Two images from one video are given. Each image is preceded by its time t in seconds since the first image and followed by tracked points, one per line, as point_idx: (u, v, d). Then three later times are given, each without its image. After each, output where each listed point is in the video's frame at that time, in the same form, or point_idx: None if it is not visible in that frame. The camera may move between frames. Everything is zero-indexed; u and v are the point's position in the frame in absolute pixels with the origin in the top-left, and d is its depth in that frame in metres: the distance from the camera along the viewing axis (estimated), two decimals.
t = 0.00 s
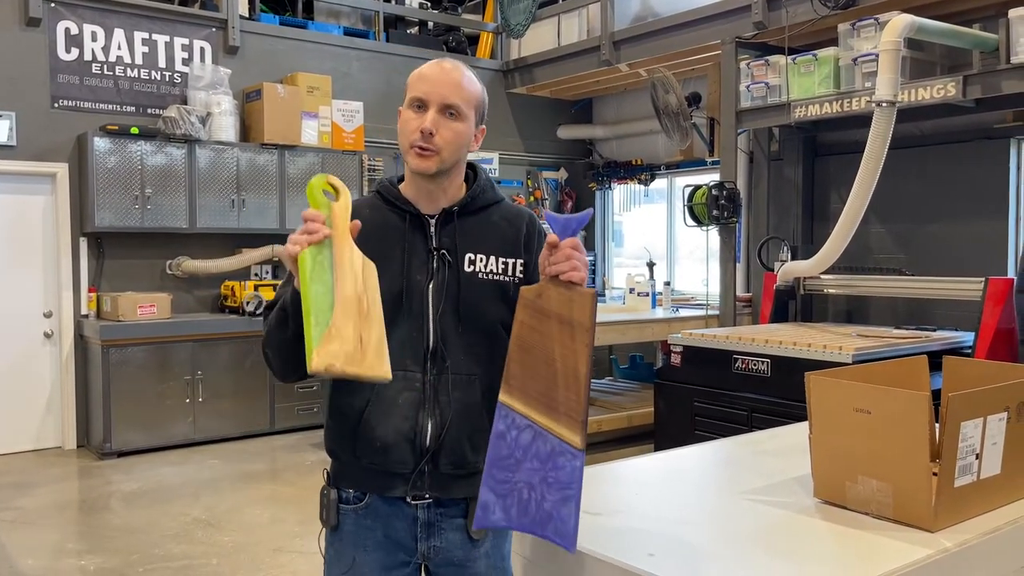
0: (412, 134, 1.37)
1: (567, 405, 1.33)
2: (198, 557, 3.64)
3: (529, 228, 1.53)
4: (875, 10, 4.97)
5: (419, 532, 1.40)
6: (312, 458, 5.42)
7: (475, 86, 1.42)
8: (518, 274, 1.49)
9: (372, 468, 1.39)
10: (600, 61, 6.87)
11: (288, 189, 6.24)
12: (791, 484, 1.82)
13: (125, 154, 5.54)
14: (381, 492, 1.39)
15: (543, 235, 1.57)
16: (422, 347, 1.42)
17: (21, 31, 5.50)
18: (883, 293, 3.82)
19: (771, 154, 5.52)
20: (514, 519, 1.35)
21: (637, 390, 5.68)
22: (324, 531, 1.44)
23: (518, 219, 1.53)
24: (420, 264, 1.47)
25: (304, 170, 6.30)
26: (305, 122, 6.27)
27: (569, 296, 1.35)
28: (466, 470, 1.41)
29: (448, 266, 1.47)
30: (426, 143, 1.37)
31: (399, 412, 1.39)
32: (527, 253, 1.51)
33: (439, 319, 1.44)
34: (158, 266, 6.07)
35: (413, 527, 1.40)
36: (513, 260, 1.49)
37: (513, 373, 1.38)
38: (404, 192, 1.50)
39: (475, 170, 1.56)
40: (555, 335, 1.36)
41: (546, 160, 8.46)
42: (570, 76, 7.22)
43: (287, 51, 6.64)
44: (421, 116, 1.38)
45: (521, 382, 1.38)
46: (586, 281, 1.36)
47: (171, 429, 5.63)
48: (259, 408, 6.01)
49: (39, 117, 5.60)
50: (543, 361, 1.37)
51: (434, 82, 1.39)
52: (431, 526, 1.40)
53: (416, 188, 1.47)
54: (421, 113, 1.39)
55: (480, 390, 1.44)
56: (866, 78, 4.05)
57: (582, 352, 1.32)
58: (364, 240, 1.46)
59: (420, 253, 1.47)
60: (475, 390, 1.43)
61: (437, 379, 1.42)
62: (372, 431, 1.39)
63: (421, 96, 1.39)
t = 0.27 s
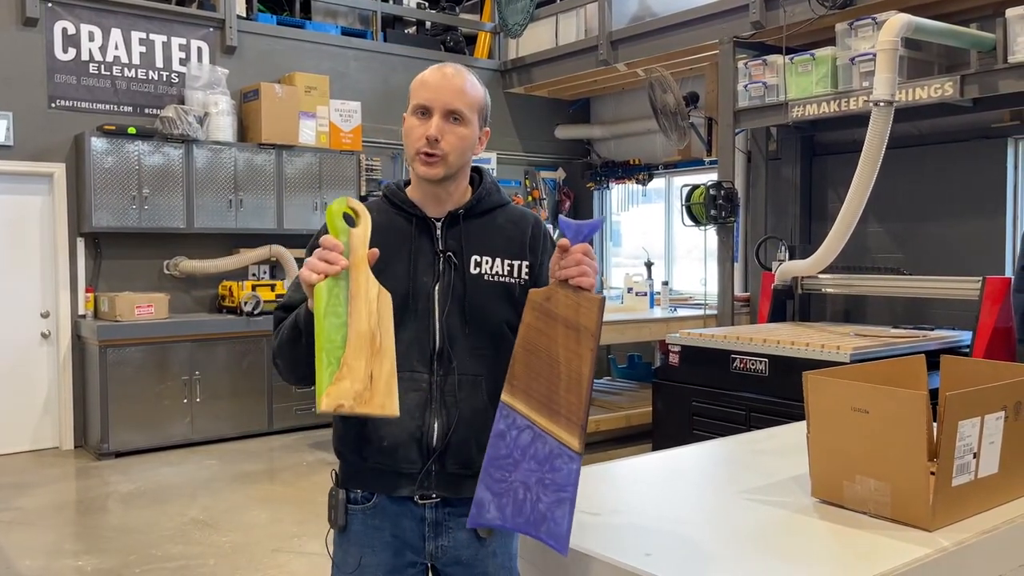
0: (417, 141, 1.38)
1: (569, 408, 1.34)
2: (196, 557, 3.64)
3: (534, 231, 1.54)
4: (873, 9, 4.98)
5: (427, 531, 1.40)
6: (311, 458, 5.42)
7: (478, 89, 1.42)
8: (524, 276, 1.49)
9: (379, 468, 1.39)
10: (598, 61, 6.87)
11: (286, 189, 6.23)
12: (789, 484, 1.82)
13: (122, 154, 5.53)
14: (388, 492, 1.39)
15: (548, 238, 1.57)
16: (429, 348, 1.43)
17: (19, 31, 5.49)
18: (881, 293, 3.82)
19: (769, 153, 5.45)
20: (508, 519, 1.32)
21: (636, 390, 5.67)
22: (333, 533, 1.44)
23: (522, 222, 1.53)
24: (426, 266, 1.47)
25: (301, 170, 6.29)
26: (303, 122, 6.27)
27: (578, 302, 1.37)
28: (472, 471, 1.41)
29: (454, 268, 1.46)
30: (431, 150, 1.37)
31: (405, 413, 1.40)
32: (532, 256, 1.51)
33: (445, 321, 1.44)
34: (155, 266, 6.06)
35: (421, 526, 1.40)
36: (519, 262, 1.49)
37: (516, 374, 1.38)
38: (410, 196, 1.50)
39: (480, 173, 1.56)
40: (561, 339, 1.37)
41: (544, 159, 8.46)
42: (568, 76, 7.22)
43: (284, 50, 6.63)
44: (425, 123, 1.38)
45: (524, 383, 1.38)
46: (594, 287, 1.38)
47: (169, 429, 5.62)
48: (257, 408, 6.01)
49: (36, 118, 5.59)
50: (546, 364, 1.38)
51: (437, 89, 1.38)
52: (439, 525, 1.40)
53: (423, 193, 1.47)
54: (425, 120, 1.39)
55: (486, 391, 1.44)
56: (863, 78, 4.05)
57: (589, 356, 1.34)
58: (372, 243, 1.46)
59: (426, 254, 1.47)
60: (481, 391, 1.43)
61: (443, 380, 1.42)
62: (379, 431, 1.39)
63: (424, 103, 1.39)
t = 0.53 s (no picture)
0: (421, 143, 1.37)
1: (565, 418, 1.31)
2: (195, 558, 3.63)
3: (538, 232, 1.54)
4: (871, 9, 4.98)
5: (431, 532, 1.39)
6: (309, 458, 5.41)
7: (478, 87, 1.41)
8: (528, 278, 1.49)
9: (384, 470, 1.39)
10: (596, 60, 6.87)
11: (284, 190, 6.23)
12: (789, 484, 1.82)
13: (120, 154, 5.52)
14: (393, 494, 1.39)
15: (551, 239, 1.57)
16: (433, 349, 1.42)
17: (16, 30, 5.48)
18: (880, 293, 3.82)
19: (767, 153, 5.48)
20: (504, 527, 1.31)
21: (634, 390, 5.67)
22: (336, 534, 1.44)
23: (526, 223, 1.53)
24: (430, 267, 1.46)
25: (299, 170, 6.28)
26: (301, 122, 6.26)
27: (577, 312, 1.34)
28: (477, 472, 1.41)
29: (459, 270, 1.46)
30: (436, 151, 1.37)
31: (409, 416, 1.39)
32: (536, 257, 1.51)
33: (449, 322, 1.44)
34: (153, 266, 6.05)
35: (425, 527, 1.39)
36: (523, 263, 1.49)
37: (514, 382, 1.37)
38: (414, 198, 1.49)
39: (484, 174, 1.55)
40: (559, 348, 1.34)
41: (542, 160, 8.46)
42: (567, 76, 7.22)
43: (282, 50, 6.62)
44: (428, 126, 1.37)
45: (523, 392, 1.36)
46: (593, 296, 1.35)
47: (167, 430, 5.61)
48: (255, 408, 6.00)
49: (33, 118, 5.58)
50: (544, 373, 1.35)
51: (440, 90, 1.37)
52: (443, 526, 1.40)
53: (428, 195, 1.46)
54: (428, 122, 1.37)
55: (491, 392, 1.44)
56: (862, 77, 4.05)
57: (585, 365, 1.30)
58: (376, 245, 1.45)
59: (431, 256, 1.47)
60: (486, 393, 1.43)
61: (448, 382, 1.42)
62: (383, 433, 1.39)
63: (426, 106, 1.37)
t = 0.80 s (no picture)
0: (423, 143, 1.36)
1: (564, 431, 1.27)
2: (194, 559, 3.63)
3: (540, 233, 1.53)
4: (870, 10, 4.99)
5: (431, 534, 1.40)
6: (308, 459, 5.40)
7: (477, 85, 1.40)
8: (529, 280, 1.48)
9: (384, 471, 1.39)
10: (595, 61, 6.86)
11: (283, 190, 6.22)
12: (788, 484, 1.82)
13: (119, 155, 5.52)
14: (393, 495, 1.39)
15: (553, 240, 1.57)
16: (434, 351, 1.43)
17: (14, 31, 5.48)
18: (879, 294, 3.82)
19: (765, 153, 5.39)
20: (512, 540, 1.32)
21: (633, 391, 5.67)
22: (337, 535, 1.43)
23: (528, 224, 1.53)
24: (431, 269, 1.46)
25: (298, 171, 6.28)
26: (300, 123, 6.26)
27: (572, 321, 1.31)
28: (477, 474, 1.41)
29: (459, 272, 1.46)
30: (438, 150, 1.36)
31: (410, 417, 1.40)
32: (538, 259, 1.51)
33: (450, 324, 1.44)
34: (151, 267, 6.05)
35: (426, 529, 1.40)
36: (524, 265, 1.48)
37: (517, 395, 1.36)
38: (415, 198, 1.49)
39: (486, 175, 1.55)
40: (557, 360, 1.31)
41: (541, 160, 8.46)
42: (565, 77, 7.22)
43: (281, 51, 6.62)
44: (430, 126, 1.36)
45: (526, 405, 1.35)
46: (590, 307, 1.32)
47: (165, 431, 5.61)
48: (253, 409, 5.99)
49: (32, 119, 5.58)
50: (545, 386, 1.32)
51: (438, 89, 1.37)
52: (443, 528, 1.40)
53: (429, 195, 1.45)
54: (429, 122, 1.37)
55: (491, 395, 1.43)
56: (860, 78, 4.06)
57: (579, 376, 1.26)
58: (377, 246, 1.45)
59: (432, 258, 1.47)
60: (487, 396, 1.43)
61: (448, 384, 1.42)
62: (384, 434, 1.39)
63: (426, 105, 1.37)
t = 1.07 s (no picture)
0: (421, 140, 1.36)
1: (537, 458, 1.25)
2: (192, 561, 3.62)
3: (532, 233, 1.54)
4: (868, 11, 4.99)
5: (429, 537, 1.39)
6: (307, 460, 5.40)
7: (470, 85, 1.42)
8: (524, 279, 1.48)
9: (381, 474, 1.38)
10: (594, 62, 6.86)
11: (282, 191, 6.22)
12: (788, 485, 1.82)
13: (117, 156, 5.51)
14: (390, 498, 1.38)
15: (546, 239, 1.57)
16: (430, 352, 1.42)
17: (13, 32, 5.47)
18: (879, 295, 3.83)
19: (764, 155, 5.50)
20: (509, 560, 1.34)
21: (632, 392, 5.67)
22: (333, 539, 1.43)
23: (521, 223, 1.53)
24: (426, 270, 1.46)
25: (297, 172, 6.28)
26: (298, 124, 6.25)
27: (543, 345, 1.28)
28: (475, 476, 1.40)
29: (455, 272, 1.46)
30: (437, 147, 1.36)
31: (407, 419, 1.39)
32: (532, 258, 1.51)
33: (446, 325, 1.43)
34: (150, 268, 6.04)
35: (423, 532, 1.40)
36: (518, 264, 1.49)
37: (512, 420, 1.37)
38: (409, 200, 1.48)
39: (478, 175, 1.55)
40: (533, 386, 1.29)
41: (540, 161, 8.47)
42: (564, 78, 7.22)
43: (279, 52, 6.61)
44: (427, 124, 1.37)
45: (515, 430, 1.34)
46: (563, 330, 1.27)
47: (164, 432, 5.60)
48: (252, 410, 5.98)
49: (30, 120, 5.57)
50: (528, 410, 1.31)
51: (432, 87, 1.38)
52: (441, 531, 1.40)
53: (423, 196, 1.45)
54: (425, 120, 1.38)
55: (488, 395, 1.43)
56: (858, 80, 4.07)
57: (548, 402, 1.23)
58: (372, 249, 1.45)
59: (426, 259, 1.46)
60: (484, 396, 1.43)
61: (445, 385, 1.41)
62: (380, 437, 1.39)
63: (422, 104, 1.38)
